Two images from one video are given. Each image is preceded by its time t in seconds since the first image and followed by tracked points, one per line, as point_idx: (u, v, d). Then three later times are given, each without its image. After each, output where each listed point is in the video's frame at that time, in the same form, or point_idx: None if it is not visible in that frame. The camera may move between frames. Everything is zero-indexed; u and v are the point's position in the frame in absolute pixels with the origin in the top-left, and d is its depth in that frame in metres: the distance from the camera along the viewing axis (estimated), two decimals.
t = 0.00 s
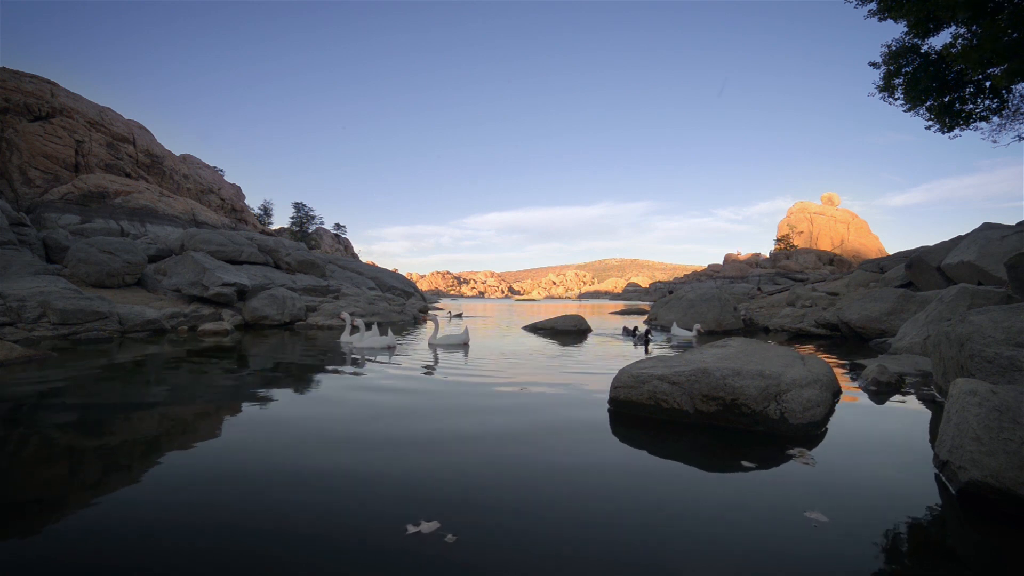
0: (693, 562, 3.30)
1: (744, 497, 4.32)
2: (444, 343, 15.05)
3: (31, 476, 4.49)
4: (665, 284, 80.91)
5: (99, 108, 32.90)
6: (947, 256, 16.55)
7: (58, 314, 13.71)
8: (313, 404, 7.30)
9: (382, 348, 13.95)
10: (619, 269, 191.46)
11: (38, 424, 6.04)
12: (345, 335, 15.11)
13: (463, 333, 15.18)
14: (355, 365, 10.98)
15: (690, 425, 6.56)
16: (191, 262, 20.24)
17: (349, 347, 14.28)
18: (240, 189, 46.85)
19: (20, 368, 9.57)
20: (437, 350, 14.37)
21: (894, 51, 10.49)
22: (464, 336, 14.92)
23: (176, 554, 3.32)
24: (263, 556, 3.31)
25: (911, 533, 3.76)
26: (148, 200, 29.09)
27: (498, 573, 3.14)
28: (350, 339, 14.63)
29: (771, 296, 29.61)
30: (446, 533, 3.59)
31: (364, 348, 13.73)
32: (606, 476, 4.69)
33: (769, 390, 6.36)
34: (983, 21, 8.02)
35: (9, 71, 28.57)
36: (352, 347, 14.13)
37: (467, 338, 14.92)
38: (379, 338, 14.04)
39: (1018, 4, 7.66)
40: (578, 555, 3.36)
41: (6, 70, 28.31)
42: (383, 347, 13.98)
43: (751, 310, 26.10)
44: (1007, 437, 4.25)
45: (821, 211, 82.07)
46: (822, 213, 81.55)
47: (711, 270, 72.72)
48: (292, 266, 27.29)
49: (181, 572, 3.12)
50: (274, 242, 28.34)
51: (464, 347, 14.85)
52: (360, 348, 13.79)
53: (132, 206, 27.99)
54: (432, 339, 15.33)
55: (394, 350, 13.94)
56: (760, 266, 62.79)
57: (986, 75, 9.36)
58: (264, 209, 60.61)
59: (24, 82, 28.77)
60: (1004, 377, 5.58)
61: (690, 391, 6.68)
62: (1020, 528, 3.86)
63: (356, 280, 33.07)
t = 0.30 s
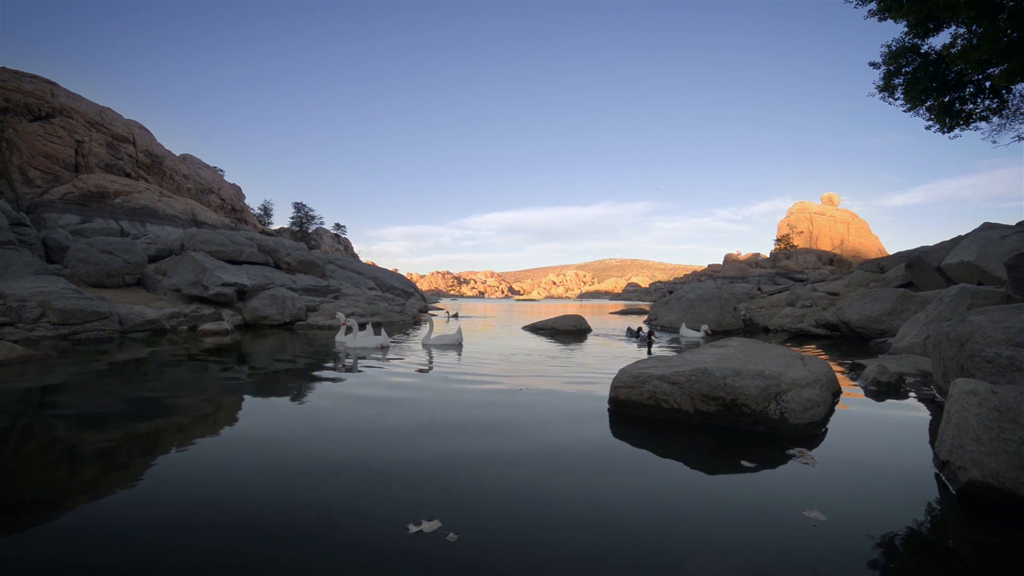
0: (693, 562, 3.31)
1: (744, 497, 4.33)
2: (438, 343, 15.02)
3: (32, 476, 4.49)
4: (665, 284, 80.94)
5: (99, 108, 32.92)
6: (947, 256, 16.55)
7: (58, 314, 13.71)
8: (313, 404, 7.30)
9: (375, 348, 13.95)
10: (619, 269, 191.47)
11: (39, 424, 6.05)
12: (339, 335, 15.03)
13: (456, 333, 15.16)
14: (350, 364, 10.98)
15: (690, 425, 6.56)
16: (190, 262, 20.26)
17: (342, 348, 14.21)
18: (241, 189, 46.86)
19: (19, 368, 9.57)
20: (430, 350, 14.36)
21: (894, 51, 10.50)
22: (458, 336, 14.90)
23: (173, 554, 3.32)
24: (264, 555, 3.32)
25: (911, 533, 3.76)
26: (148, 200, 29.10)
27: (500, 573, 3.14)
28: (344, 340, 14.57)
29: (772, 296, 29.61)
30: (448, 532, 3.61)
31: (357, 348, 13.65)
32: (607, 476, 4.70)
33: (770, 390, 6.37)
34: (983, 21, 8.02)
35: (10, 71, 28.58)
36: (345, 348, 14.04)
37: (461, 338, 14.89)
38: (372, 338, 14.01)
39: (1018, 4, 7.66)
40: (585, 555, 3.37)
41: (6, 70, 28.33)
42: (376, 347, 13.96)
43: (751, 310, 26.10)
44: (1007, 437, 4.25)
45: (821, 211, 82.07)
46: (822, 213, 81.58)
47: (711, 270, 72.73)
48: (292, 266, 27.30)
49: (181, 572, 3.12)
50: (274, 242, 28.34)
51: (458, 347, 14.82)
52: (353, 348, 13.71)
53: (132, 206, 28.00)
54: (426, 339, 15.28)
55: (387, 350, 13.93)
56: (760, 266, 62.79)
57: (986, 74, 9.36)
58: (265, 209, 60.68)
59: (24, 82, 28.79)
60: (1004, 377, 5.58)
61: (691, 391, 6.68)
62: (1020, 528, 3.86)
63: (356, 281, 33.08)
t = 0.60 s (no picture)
0: (695, 562, 3.30)
1: (743, 497, 4.33)
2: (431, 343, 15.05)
3: (32, 476, 4.49)
4: (665, 284, 80.97)
5: (99, 108, 32.93)
6: (947, 256, 16.54)
7: (58, 314, 13.70)
8: (314, 404, 7.31)
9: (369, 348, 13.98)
10: (619, 269, 191.43)
11: (39, 424, 6.05)
12: (334, 335, 14.98)
13: (449, 333, 15.14)
14: (344, 364, 11.01)
15: (690, 425, 6.56)
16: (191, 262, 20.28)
17: (334, 348, 14.13)
18: (240, 189, 46.85)
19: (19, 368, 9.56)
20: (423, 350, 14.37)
21: (894, 51, 10.50)
22: (451, 336, 14.88)
23: (171, 555, 3.32)
24: (263, 556, 3.32)
25: (912, 533, 3.76)
26: (148, 200, 29.09)
27: (500, 573, 3.14)
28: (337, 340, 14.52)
29: (772, 296, 29.60)
30: (449, 531, 3.62)
31: (351, 348, 13.65)
32: (606, 475, 4.71)
33: (770, 390, 6.37)
34: (983, 21, 8.02)
35: (9, 71, 28.59)
36: (338, 348, 13.95)
37: (454, 338, 14.92)
38: (364, 338, 14.01)
39: (1019, 4, 7.65)
40: (584, 554, 3.37)
41: (6, 70, 28.33)
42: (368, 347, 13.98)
43: (751, 310, 26.10)
44: (1008, 437, 4.25)
45: (821, 211, 82.12)
46: (822, 213, 81.57)
47: (711, 270, 72.74)
48: (292, 266, 27.29)
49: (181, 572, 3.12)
50: (274, 242, 28.33)
51: (450, 347, 14.86)
52: (347, 349, 13.65)
53: (132, 206, 28.00)
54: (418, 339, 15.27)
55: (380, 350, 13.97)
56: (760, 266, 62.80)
57: (986, 74, 9.36)
58: (264, 209, 60.77)
59: (24, 82, 28.80)
60: (1004, 377, 5.57)
61: (691, 392, 6.68)
62: (1020, 528, 3.86)
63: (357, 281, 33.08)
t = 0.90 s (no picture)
0: (695, 562, 3.30)
1: (743, 497, 4.33)
2: (422, 343, 15.02)
3: (31, 476, 4.49)
4: (665, 284, 80.95)
5: (99, 108, 32.95)
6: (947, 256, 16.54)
7: (58, 314, 13.70)
8: (313, 404, 7.30)
9: (361, 348, 13.94)
10: (619, 269, 191.38)
11: (38, 424, 6.05)
12: (328, 335, 14.85)
13: (441, 334, 15.10)
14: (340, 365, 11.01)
15: (690, 425, 6.55)
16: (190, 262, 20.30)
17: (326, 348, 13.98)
18: (241, 189, 46.86)
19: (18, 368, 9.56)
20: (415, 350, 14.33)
21: (894, 51, 10.49)
22: (443, 337, 14.84)
23: (171, 554, 3.31)
24: (263, 556, 3.31)
25: (911, 533, 3.76)
26: (148, 200, 29.08)
27: (501, 572, 3.14)
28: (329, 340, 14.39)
29: (772, 296, 29.58)
30: (450, 530, 3.63)
31: (343, 348, 13.58)
32: (606, 476, 4.70)
33: (770, 390, 6.37)
34: (983, 21, 8.02)
35: (9, 71, 28.60)
36: (329, 348, 13.75)
37: (447, 339, 14.89)
38: (356, 338, 13.93)
39: (1019, 4, 7.65)
40: (585, 554, 3.37)
41: (6, 70, 28.34)
42: (360, 347, 13.95)
43: (752, 310, 26.10)
44: (1007, 437, 4.25)
45: (821, 211, 82.11)
46: (822, 213, 81.59)
47: (711, 270, 72.73)
48: (292, 266, 27.29)
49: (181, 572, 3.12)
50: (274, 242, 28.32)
51: (442, 347, 14.83)
52: (340, 350, 13.49)
53: (132, 206, 28.00)
54: (410, 339, 15.23)
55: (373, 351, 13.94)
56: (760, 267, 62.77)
57: (986, 75, 9.36)
58: (265, 209, 60.86)
59: (24, 82, 28.81)
60: (1005, 377, 5.57)
61: (690, 392, 6.68)
62: (1020, 528, 3.86)
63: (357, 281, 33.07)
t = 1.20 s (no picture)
0: (695, 562, 3.30)
1: (745, 496, 4.33)
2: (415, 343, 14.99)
3: (29, 477, 4.48)
4: (665, 284, 80.94)
5: (99, 108, 32.94)
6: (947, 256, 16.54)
7: (58, 314, 13.70)
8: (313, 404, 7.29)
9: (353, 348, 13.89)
10: (619, 269, 191.36)
11: (37, 424, 6.04)
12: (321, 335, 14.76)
13: (434, 333, 15.06)
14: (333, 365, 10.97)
15: (690, 425, 6.55)
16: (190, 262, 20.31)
17: (319, 348, 13.89)
18: (241, 189, 46.85)
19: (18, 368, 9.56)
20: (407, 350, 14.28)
21: (894, 51, 10.49)
22: (436, 336, 14.79)
23: (171, 554, 3.31)
24: (263, 556, 3.31)
25: (912, 533, 3.76)
26: (148, 200, 29.08)
27: (501, 572, 3.14)
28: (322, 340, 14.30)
29: (772, 296, 29.58)
30: (452, 528, 3.65)
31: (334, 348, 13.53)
32: (607, 476, 4.69)
33: (770, 391, 6.37)
34: (983, 21, 8.02)
35: (9, 71, 28.59)
36: (321, 348, 13.65)
37: (439, 339, 14.86)
38: (349, 338, 13.87)
39: (1018, 5, 7.65)
40: (587, 554, 3.37)
41: (6, 70, 28.33)
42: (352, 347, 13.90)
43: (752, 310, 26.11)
44: (1007, 437, 4.25)
45: (821, 211, 82.15)
46: (822, 213, 81.57)
47: (711, 270, 72.75)
48: (292, 265, 27.29)
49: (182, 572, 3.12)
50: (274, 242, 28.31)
51: (435, 347, 14.79)
52: (332, 350, 13.40)
53: (132, 206, 28.00)
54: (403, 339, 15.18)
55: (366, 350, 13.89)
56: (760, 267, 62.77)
57: (986, 75, 9.36)
58: (265, 209, 60.92)
59: (24, 82, 28.80)
60: (1005, 377, 5.57)
61: (691, 392, 6.68)
62: (1019, 528, 3.86)
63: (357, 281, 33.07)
